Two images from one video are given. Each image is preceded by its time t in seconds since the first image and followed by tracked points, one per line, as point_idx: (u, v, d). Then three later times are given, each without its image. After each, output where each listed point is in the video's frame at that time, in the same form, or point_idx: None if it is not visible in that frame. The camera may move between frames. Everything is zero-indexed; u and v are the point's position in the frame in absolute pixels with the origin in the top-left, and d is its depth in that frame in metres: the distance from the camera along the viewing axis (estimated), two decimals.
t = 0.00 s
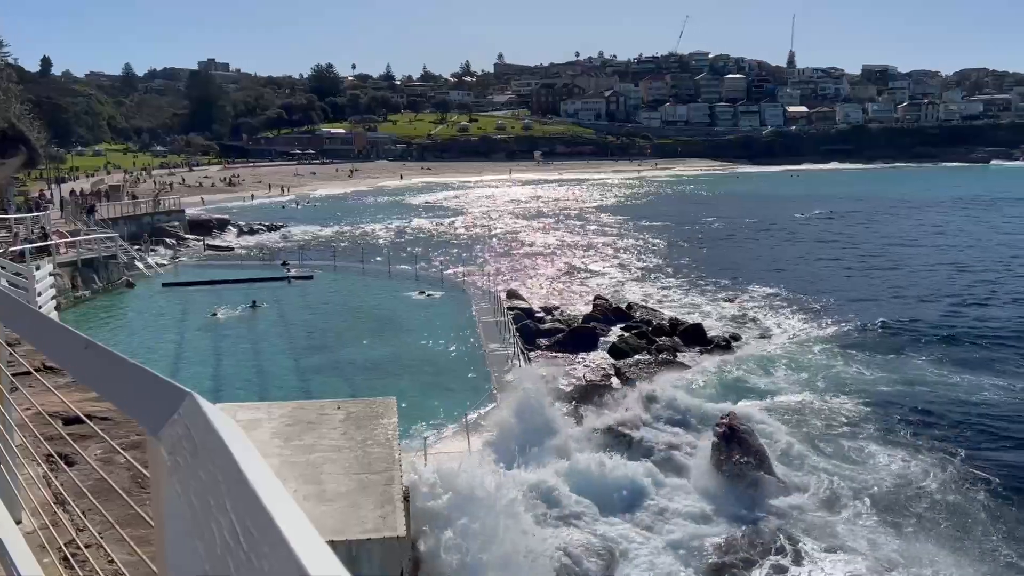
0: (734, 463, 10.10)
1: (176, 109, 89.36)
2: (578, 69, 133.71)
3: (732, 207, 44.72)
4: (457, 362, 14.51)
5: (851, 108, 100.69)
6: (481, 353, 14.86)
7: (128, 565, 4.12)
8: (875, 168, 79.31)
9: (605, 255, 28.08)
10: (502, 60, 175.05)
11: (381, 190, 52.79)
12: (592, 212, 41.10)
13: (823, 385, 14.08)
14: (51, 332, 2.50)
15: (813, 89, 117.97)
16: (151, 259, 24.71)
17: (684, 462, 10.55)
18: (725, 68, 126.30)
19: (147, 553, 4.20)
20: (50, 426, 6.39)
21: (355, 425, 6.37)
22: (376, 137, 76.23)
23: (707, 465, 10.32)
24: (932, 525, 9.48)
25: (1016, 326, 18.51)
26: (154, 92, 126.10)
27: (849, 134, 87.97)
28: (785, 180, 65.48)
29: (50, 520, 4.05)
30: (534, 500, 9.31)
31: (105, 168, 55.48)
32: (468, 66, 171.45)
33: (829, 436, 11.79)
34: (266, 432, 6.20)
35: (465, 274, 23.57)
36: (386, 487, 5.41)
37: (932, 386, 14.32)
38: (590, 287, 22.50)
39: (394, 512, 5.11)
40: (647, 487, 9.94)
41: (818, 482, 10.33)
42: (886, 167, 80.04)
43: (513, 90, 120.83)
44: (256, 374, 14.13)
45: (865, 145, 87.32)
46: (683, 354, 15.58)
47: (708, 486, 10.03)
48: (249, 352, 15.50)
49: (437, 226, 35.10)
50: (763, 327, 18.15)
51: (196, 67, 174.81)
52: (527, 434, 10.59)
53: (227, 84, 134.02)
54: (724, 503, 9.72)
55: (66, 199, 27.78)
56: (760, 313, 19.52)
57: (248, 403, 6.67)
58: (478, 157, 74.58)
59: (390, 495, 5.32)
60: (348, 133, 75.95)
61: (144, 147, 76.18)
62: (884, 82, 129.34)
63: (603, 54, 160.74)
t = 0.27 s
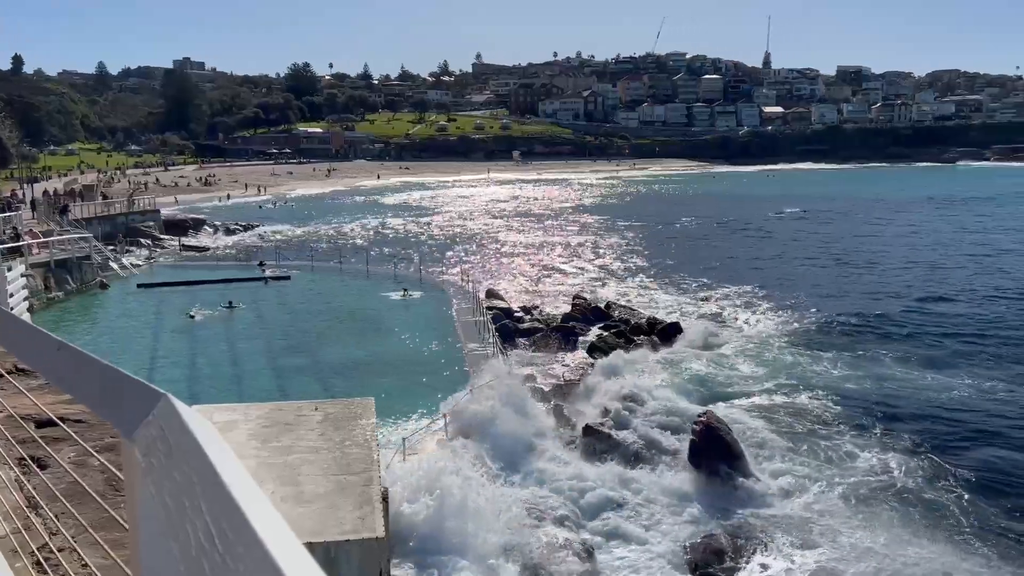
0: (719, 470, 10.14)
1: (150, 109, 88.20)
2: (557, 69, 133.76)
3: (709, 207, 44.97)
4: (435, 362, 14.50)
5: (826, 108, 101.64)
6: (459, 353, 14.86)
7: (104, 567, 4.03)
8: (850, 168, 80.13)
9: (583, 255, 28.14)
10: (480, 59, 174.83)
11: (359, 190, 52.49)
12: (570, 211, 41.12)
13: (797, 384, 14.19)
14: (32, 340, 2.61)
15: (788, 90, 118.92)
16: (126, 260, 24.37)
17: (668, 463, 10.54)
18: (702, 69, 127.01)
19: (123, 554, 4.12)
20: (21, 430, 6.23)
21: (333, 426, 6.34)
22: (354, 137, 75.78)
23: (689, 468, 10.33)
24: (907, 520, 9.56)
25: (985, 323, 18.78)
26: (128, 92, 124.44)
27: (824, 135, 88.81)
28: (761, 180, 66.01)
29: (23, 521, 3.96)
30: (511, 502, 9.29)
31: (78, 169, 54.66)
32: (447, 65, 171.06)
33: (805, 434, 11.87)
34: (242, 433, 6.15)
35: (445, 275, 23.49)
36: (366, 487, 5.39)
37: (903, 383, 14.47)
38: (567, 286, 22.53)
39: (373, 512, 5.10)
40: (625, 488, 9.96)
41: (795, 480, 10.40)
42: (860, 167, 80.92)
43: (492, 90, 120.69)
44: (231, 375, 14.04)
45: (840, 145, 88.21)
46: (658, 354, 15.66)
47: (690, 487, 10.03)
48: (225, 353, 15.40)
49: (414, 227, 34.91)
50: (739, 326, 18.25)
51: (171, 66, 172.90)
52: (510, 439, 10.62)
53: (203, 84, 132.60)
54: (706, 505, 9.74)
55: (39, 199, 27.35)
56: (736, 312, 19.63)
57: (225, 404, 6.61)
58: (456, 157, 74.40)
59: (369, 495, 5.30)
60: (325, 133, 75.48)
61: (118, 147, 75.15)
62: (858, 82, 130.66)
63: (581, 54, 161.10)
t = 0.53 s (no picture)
0: (697, 468, 10.03)
1: (122, 108, 87.14)
2: (534, 70, 133.83)
3: (685, 207, 45.20)
4: (413, 362, 14.45)
5: (799, 109, 102.62)
6: (437, 354, 14.82)
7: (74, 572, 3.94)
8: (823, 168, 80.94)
9: (559, 255, 28.18)
10: (457, 60, 174.60)
11: (335, 191, 52.19)
12: (547, 211, 41.17)
13: (771, 383, 14.28)
14: None
15: (763, 91, 119.86)
16: (99, 260, 24.00)
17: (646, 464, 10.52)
18: (678, 70, 127.71)
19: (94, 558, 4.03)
20: None
21: (310, 428, 6.28)
22: (330, 137, 75.29)
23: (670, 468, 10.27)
24: (881, 518, 9.63)
25: (955, 322, 19.02)
26: (100, 91, 122.90)
27: (798, 135, 89.62)
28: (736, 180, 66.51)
29: None
30: (487, 506, 9.25)
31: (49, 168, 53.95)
32: (423, 65, 170.67)
33: (781, 433, 11.94)
34: (218, 435, 6.07)
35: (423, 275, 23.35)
36: (343, 489, 5.35)
37: (875, 381, 14.61)
38: (543, 287, 22.53)
39: (350, 514, 5.06)
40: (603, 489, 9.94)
41: (772, 480, 10.44)
42: (833, 167, 81.72)
43: (469, 90, 120.55)
44: (206, 377, 13.91)
45: (813, 146, 89.11)
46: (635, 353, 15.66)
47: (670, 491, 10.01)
48: (199, 355, 15.24)
49: (391, 227, 34.76)
50: (714, 326, 18.34)
51: (145, 63, 171.09)
52: (491, 443, 10.58)
53: (178, 82, 131.31)
54: (685, 508, 9.71)
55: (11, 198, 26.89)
56: (711, 312, 19.74)
57: (199, 406, 6.51)
58: (433, 158, 74.17)
59: (347, 497, 5.26)
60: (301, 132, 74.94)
61: (89, 147, 74.22)
62: (832, 84, 131.99)
63: (558, 55, 161.49)
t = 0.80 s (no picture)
0: (675, 468, 10.02)
1: (93, 108, 85.96)
2: (511, 70, 133.89)
3: (661, 207, 45.40)
4: (390, 364, 14.37)
5: (773, 110, 103.50)
6: (415, 355, 14.76)
7: None
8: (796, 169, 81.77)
9: (536, 256, 28.18)
10: (434, 60, 174.22)
11: (311, 191, 51.86)
12: (523, 212, 41.21)
13: (747, 382, 14.36)
14: None
15: (737, 92, 120.85)
16: (69, 262, 23.59)
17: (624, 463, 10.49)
18: (653, 71, 128.40)
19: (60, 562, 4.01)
20: None
21: (285, 430, 6.23)
22: (305, 136, 74.80)
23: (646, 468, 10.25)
24: (856, 515, 9.69)
25: (926, 320, 19.25)
26: (72, 90, 121.13)
27: (771, 136, 90.47)
28: (711, 181, 66.96)
29: None
30: (464, 506, 9.22)
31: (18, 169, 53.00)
32: (400, 65, 170.08)
33: (757, 433, 12.00)
34: (192, 439, 6.00)
35: (398, 277, 23.21)
36: (320, 492, 5.30)
37: (848, 379, 14.72)
38: (520, 287, 22.50)
39: (327, 518, 5.02)
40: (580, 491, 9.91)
41: (748, 479, 10.49)
42: (806, 167, 82.62)
43: (445, 90, 120.36)
44: (181, 380, 13.74)
45: (787, 146, 89.92)
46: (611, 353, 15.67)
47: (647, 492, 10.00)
48: (173, 358, 15.06)
49: (368, 229, 34.64)
50: (690, 325, 18.42)
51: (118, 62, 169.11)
52: (468, 449, 10.51)
53: (151, 82, 129.87)
54: (663, 508, 9.70)
55: None
56: (687, 312, 19.82)
57: (172, 410, 6.44)
58: (409, 158, 74.02)
59: (323, 501, 5.22)
60: (276, 132, 74.40)
61: (59, 146, 73.16)
62: (805, 85, 133.42)
63: (534, 55, 161.64)
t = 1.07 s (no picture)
0: (652, 467, 10.05)
1: (62, 108, 84.63)
2: (486, 71, 133.87)
3: (637, 208, 45.58)
4: (366, 367, 14.27)
5: (747, 111, 104.35)
6: (391, 357, 14.69)
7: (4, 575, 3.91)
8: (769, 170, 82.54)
9: (512, 257, 28.18)
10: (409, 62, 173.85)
11: (285, 192, 51.47)
12: (499, 213, 41.21)
13: (723, 382, 14.41)
14: None
15: (711, 94, 121.73)
16: (38, 266, 23.16)
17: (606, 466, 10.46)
18: (628, 72, 129.01)
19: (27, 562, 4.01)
20: None
21: (260, 433, 6.17)
22: (279, 137, 74.21)
23: (623, 468, 10.27)
24: (832, 514, 9.74)
25: (898, 319, 19.46)
26: (40, 90, 119.21)
27: (745, 138, 91.23)
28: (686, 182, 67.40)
29: None
30: (442, 508, 9.17)
31: None
32: (374, 66, 169.45)
33: (734, 434, 12.03)
34: (165, 443, 5.92)
35: (375, 279, 23.05)
36: (295, 496, 5.25)
37: (822, 379, 14.82)
38: (496, 288, 22.45)
39: (302, 521, 4.98)
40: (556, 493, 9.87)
41: (725, 480, 10.52)
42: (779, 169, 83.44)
43: (421, 91, 120.01)
44: (152, 384, 13.55)
45: (760, 147, 90.68)
46: (586, 353, 15.71)
47: (624, 491, 10.02)
48: (145, 361, 14.86)
49: (343, 230, 34.44)
50: (666, 326, 18.47)
51: (88, 62, 166.77)
52: (446, 453, 10.45)
53: (122, 82, 128.14)
54: (639, 507, 9.71)
55: None
56: (663, 312, 19.88)
57: (144, 414, 6.36)
58: (384, 159, 73.75)
59: (298, 504, 5.17)
60: (249, 133, 73.69)
61: (27, 147, 71.91)
62: (778, 86, 134.74)
63: (509, 57, 161.80)
